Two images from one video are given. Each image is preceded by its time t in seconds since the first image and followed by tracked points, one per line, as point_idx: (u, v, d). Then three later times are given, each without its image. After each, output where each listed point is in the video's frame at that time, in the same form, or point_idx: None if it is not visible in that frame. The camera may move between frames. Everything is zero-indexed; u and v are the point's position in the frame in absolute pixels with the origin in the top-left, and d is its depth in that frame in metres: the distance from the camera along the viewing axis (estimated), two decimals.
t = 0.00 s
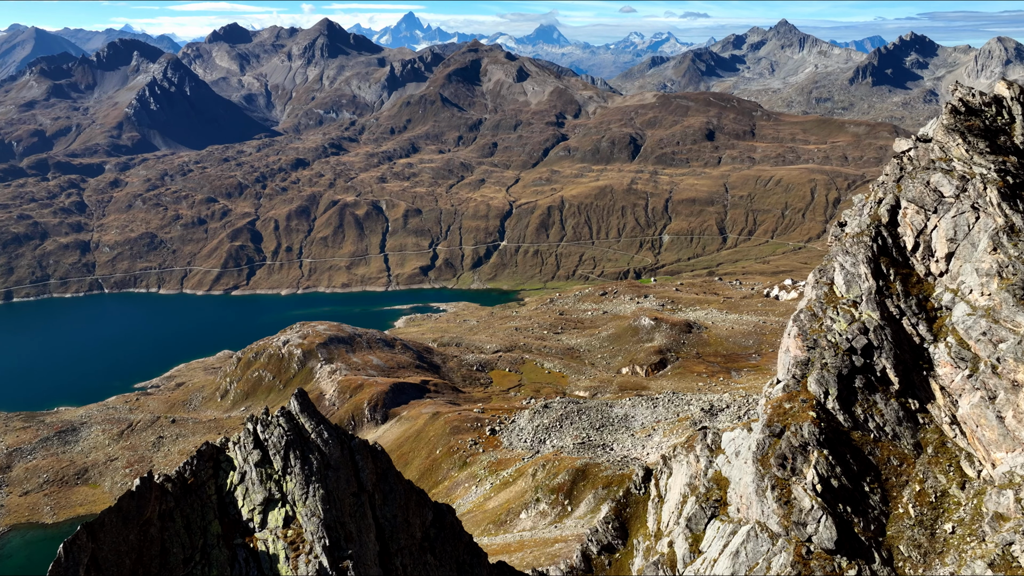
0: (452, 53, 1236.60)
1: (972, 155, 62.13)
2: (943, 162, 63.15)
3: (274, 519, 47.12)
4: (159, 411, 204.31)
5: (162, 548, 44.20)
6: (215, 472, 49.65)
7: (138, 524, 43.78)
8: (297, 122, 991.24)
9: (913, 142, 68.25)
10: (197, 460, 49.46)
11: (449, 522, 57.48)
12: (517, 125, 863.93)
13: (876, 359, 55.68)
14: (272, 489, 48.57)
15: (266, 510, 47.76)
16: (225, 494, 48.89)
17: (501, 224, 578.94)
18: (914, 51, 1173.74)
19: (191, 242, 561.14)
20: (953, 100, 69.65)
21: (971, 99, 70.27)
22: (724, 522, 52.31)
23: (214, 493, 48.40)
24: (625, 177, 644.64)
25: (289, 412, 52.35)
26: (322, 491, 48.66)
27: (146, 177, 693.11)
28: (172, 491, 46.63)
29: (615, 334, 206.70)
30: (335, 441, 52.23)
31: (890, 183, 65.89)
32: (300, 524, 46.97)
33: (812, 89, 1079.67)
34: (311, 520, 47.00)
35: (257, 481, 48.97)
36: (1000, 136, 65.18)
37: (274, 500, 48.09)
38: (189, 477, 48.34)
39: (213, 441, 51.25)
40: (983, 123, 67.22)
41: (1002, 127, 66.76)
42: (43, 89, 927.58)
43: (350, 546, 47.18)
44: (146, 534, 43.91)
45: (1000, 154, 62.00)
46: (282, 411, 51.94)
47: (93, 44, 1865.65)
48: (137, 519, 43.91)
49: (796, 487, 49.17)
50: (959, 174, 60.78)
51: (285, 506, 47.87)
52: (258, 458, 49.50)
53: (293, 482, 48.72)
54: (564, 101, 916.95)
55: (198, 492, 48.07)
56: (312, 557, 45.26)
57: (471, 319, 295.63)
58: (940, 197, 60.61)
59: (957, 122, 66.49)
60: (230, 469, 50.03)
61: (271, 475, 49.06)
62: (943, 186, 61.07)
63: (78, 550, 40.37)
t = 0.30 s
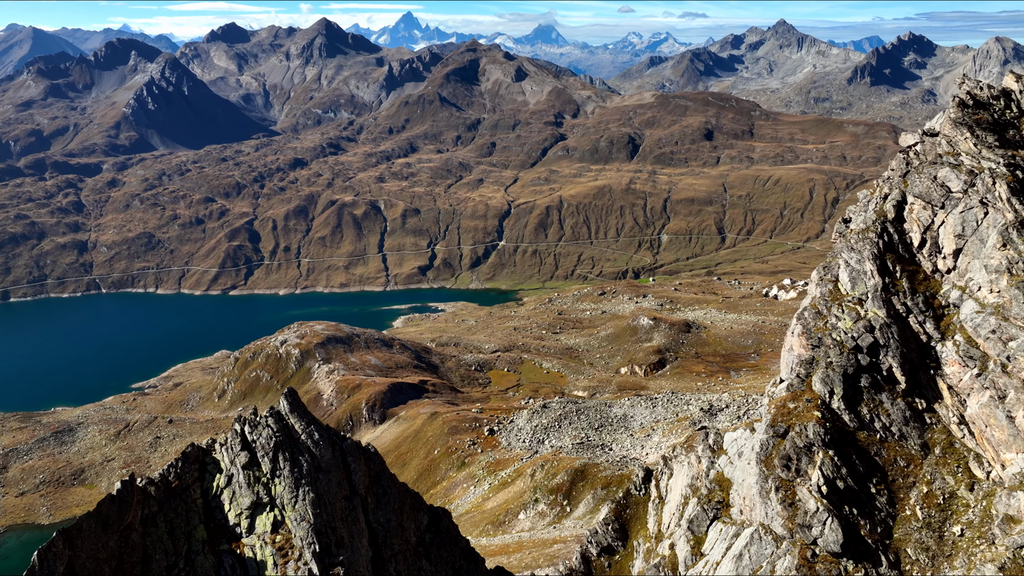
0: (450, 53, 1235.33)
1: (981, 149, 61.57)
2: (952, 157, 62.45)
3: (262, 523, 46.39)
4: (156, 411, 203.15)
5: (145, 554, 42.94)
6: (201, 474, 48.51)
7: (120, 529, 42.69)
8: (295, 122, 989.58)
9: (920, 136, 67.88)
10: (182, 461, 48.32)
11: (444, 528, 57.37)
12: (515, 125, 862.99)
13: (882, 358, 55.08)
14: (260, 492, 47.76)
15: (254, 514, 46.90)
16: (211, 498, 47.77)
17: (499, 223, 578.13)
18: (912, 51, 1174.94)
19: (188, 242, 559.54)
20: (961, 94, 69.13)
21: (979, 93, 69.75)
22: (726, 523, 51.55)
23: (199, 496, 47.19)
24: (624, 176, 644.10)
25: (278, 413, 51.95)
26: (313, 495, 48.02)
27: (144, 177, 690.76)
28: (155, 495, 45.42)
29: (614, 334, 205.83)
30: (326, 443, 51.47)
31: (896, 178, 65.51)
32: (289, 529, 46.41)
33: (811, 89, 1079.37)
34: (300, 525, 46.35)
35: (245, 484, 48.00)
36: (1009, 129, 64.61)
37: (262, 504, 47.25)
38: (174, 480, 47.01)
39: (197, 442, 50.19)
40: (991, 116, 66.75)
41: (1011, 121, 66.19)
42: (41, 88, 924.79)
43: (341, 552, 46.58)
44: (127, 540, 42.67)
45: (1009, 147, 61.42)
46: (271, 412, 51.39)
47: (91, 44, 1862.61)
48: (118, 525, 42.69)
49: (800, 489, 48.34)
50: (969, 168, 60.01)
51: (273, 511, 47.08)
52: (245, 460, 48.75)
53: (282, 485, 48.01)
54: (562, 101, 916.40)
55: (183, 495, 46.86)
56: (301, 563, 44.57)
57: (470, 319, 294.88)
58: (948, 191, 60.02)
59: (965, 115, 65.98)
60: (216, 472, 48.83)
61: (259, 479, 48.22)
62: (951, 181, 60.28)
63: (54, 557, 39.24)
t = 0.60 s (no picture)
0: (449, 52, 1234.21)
1: (989, 145, 61.30)
2: (959, 153, 62.22)
3: (248, 532, 46.18)
4: (153, 412, 202.00)
5: (124, 564, 43.24)
6: (185, 481, 48.85)
7: (99, 538, 42.92)
8: (293, 122, 987.61)
9: (927, 132, 67.75)
10: (165, 467, 48.74)
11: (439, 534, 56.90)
12: (513, 125, 862.29)
13: (888, 358, 54.64)
14: (245, 499, 47.55)
15: (240, 522, 46.80)
16: (194, 504, 48.21)
17: (498, 224, 577.28)
18: (910, 51, 1175.71)
19: (186, 242, 557.94)
20: (969, 87, 68.62)
21: (987, 87, 69.19)
22: (729, 527, 50.66)
23: (183, 503, 47.67)
24: (623, 176, 643.69)
25: (266, 415, 51.42)
26: (301, 501, 47.40)
27: (141, 177, 688.62)
28: (137, 503, 45.79)
29: (613, 334, 204.92)
30: (316, 447, 50.82)
31: (904, 175, 65.49)
32: (276, 538, 45.96)
33: (809, 89, 1079.86)
34: (287, 533, 45.88)
35: (230, 491, 47.98)
36: (1018, 124, 64.14)
37: (248, 511, 47.13)
38: (156, 486, 47.48)
39: (180, 447, 50.62)
40: (1000, 111, 66.17)
41: (1020, 116, 65.71)
42: (38, 88, 921.97)
43: (330, 562, 46.05)
44: (105, 548, 42.89)
45: (1018, 143, 60.94)
46: (259, 414, 50.98)
47: (89, 44, 1860.00)
48: (96, 534, 42.91)
49: (805, 491, 47.49)
50: (977, 165, 59.82)
51: (259, 518, 46.85)
52: (231, 465, 48.66)
53: (269, 491, 47.67)
54: (561, 101, 916.10)
55: (166, 502, 47.27)
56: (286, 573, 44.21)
57: (468, 319, 294.15)
58: (956, 188, 59.92)
59: (974, 110, 65.61)
60: (201, 478, 49.27)
61: (245, 486, 48.01)
62: (959, 177, 60.35)
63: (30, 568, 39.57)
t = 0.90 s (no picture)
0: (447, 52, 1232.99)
1: (998, 141, 60.69)
2: (968, 149, 61.74)
3: (233, 542, 45.74)
4: (150, 413, 200.69)
5: None
6: (167, 488, 48.57)
7: (72, 551, 42.60)
8: (291, 122, 985.40)
9: (933, 128, 67.24)
10: (146, 473, 48.40)
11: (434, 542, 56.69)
12: (511, 125, 861.57)
13: (895, 359, 53.91)
14: (230, 507, 47.03)
15: (225, 532, 46.35)
16: (177, 513, 47.88)
17: (496, 224, 576.24)
18: (908, 52, 1176.87)
19: (184, 242, 556.39)
20: (977, 82, 67.91)
21: (993, 82, 68.55)
22: (732, 531, 49.83)
23: (165, 512, 47.32)
24: (621, 176, 643.17)
25: (253, 419, 50.83)
26: (289, 510, 46.93)
27: (139, 177, 686.70)
28: (115, 510, 45.38)
29: (611, 334, 204.01)
30: (304, 453, 50.15)
31: (910, 171, 65.13)
32: (262, 549, 45.56)
33: (807, 89, 1080.15)
34: (273, 543, 45.46)
35: (215, 498, 47.47)
36: None
37: (234, 520, 46.69)
38: (136, 495, 47.16)
39: (162, 454, 50.25)
40: (1009, 106, 65.54)
41: None
42: (35, 88, 918.77)
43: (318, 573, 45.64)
44: (81, 561, 42.65)
45: None
46: (246, 418, 50.44)
47: (86, 44, 1854.04)
48: (71, 545, 42.78)
49: (810, 496, 46.65)
50: (985, 161, 59.33)
51: (245, 527, 46.47)
52: (216, 473, 48.34)
53: (256, 500, 47.25)
54: (559, 101, 915.48)
55: (147, 511, 46.90)
56: None
57: (466, 319, 293.40)
58: (963, 184, 59.37)
59: (981, 105, 65.09)
60: (183, 486, 48.89)
61: (229, 495, 47.46)
62: (967, 174, 59.70)
63: None
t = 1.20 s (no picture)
0: (445, 53, 1232.71)
1: (1009, 137, 59.91)
2: (977, 147, 60.98)
3: (216, 555, 45.20)
4: (147, 414, 199.38)
5: None
6: (149, 498, 48.17)
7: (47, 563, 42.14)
8: (289, 122, 983.69)
9: (941, 124, 66.54)
10: (127, 482, 47.98)
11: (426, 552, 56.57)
12: (510, 125, 861.18)
13: (903, 360, 53.09)
14: (213, 518, 46.64)
15: (208, 544, 45.79)
16: (158, 524, 47.27)
17: (495, 224, 575.45)
18: (906, 52, 1179.07)
19: (181, 242, 555.12)
20: (988, 76, 66.89)
21: (1005, 76, 67.52)
22: (735, 537, 48.93)
23: (146, 523, 46.77)
24: (619, 176, 642.70)
25: (239, 426, 50.52)
26: (276, 521, 46.58)
27: (136, 177, 685.05)
28: (93, 522, 44.81)
29: (610, 335, 203.12)
30: (293, 461, 50.02)
31: (918, 169, 64.23)
32: (248, 562, 45.07)
33: (805, 90, 1080.77)
34: (259, 553, 45.14)
35: (198, 509, 46.88)
36: None
37: (218, 531, 46.20)
38: (115, 505, 46.32)
39: (144, 461, 49.66)
40: (1020, 101, 64.73)
41: None
42: (32, 88, 916.40)
43: None
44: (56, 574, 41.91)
45: None
46: (231, 424, 50.20)
47: (84, 44, 1850.67)
48: (45, 559, 42.04)
49: (817, 501, 45.73)
50: (996, 157, 58.50)
51: (230, 539, 46.07)
52: (200, 482, 47.75)
53: (241, 511, 46.78)
54: (557, 101, 915.19)
55: (126, 522, 46.21)
56: None
57: (464, 319, 292.50)
58: (973, 181, 58.55)
59: (990, 100, 64.29)
60: (165, 495, 48.52)
61: (213, 505, 47.09)
62: (977, 171, 58.90)
63: None
